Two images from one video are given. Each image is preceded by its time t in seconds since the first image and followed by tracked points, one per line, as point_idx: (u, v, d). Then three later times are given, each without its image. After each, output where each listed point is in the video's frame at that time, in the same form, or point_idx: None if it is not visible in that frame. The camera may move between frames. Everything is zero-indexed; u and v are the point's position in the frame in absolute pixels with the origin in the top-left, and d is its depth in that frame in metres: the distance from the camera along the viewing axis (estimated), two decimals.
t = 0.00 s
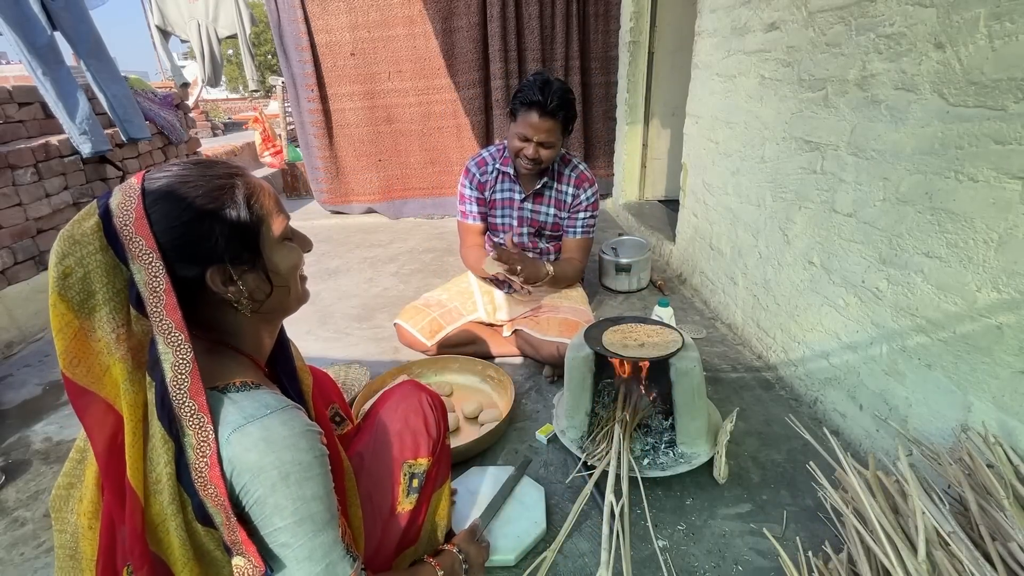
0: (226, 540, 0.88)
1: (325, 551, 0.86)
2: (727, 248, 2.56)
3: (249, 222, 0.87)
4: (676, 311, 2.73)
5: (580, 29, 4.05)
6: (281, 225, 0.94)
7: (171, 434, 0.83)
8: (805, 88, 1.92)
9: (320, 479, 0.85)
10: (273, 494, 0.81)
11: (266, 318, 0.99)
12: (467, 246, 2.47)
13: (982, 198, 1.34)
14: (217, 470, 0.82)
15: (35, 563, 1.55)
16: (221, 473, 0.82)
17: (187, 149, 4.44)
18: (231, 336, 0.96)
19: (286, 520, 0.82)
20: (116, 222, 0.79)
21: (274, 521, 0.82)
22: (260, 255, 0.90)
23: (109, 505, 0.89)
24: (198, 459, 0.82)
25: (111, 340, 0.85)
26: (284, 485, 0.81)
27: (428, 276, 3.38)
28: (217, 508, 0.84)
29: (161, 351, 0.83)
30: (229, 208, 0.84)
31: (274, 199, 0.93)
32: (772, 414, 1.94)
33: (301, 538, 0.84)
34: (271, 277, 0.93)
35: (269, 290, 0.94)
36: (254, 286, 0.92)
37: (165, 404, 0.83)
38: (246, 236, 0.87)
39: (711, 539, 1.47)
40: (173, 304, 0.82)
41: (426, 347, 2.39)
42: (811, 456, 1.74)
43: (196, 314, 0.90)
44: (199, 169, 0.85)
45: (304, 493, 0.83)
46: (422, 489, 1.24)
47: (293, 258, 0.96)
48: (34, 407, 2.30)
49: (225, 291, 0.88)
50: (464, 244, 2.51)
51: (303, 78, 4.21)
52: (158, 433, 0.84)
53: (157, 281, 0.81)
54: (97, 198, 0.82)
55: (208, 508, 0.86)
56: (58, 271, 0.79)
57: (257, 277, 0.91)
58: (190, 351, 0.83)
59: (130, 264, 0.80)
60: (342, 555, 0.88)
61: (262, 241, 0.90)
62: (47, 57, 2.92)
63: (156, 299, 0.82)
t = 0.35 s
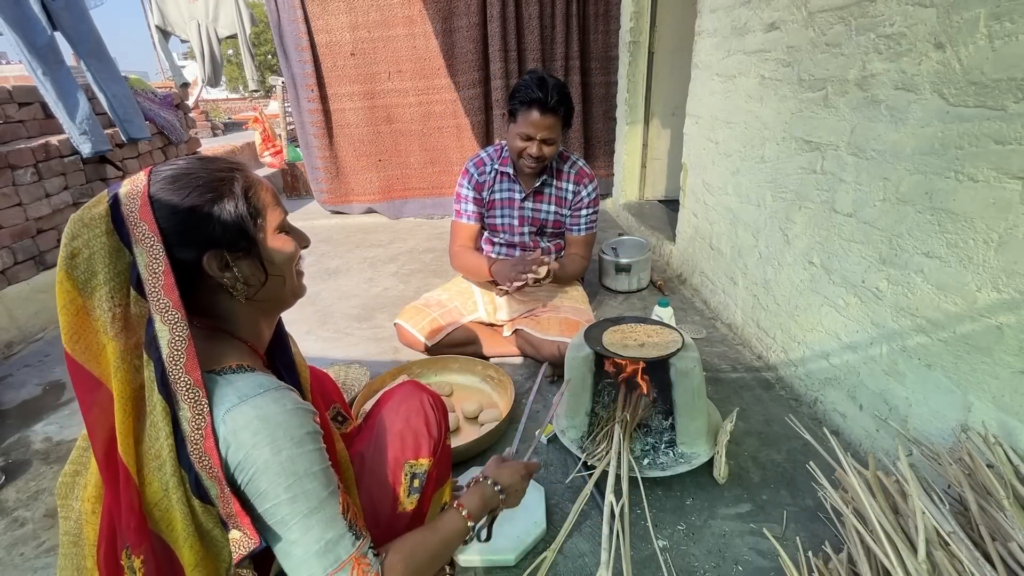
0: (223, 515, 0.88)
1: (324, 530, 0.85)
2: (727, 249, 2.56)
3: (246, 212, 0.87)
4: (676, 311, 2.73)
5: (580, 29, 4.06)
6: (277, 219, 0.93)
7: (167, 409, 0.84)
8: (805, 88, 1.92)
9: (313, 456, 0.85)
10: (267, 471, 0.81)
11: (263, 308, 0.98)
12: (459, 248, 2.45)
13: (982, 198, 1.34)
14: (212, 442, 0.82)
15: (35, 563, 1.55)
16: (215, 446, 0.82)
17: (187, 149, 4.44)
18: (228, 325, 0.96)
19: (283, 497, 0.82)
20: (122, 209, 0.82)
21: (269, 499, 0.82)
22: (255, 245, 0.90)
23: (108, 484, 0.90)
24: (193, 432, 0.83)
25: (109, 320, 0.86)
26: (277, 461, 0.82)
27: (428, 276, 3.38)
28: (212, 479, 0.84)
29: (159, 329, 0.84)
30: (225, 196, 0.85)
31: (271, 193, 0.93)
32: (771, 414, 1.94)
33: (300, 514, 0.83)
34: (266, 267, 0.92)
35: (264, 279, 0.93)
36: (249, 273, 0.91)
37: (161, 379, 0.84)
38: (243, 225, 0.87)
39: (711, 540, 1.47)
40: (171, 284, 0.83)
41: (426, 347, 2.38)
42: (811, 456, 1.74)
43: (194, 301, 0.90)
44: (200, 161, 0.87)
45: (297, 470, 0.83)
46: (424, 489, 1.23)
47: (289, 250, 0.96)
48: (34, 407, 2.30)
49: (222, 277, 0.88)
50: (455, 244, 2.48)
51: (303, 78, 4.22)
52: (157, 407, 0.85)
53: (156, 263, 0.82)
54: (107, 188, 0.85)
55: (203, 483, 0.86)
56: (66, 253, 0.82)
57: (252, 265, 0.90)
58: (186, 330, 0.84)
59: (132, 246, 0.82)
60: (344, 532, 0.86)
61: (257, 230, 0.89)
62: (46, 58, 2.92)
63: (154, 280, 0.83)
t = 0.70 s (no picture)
0: (263, 468, 1.00)
1: (398, 411, 0.93)
2: (727, 249, 2.56)
3: (304, 214, 1.00)
4: (676, 311, 2.73)
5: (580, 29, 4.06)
6: (330, 221, 1.05)
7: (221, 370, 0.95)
8: (805, 88, 1.92)
9: (351, 362, 0.96)
10: (323, 378, 0.93)
11: (315, 304, 1.10)
12: (465, 249, 2.45)
13: (982, 198, 1.34)
14: (259, 397, 0.96)
15: (35, 563, 1.55)
16: (262, 399, 0.96)
17: (187, 149, 4.44)
18: (283, 313, 1.07)
19: (345, 394, 0.92)
20: (202, 208, 0.95)
21: (336, 402, 0.92)
22: (311, 242, 1.01)
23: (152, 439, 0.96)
24: (244, 385, 0.96)
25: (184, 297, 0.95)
26: (327, 368, 0.94)
27: (429, 276, 3.38)
28: (258, 435, 0.97)
29: (232, 310, 0.97)
30: (287, 201, 0.98)
31: (326, 201, 1.06)
32: (771, 414, 1.94)
33: (368, 405, 0.91)
34: (321, 264, 1.03)
35: (319, 273, 1.04)
36: (307, 268, 1.02)
37: (222, 344, 0.96)
38: (302, 225, 0.99)
39: (711, 540, 1.47)
40: (242, 273, 0.96)
41: (426, 347, 2.38)
42: (811, 456, 1.74)
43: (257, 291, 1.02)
44: (267, 173, 1.01)
45: (345, 372, 0.94)
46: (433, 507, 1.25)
47: (341, 250, 1.06)
48: (34, 407, 2.30)
49: (282, 269, 0.99)
50: (463, 245, 2.48)
51: (303, 78, 4.21)
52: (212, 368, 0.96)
53: (229, 254, 0.94)
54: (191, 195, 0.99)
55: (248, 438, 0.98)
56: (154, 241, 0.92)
57: (311, 259, 1.02)
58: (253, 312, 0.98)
59: (206, 238, 0.94)
60: (418, 408, 0.95)
61: (314, 231, 1.01)
62: (47, 58, 2.92)
63: (227, 269, 0.95)
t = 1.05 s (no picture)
0: (298, 446, 1.07)
1: (429, 383, 1.01)
2: (727, 248, 2.56)
3: (342, 214, 1.09)
4: (676, 311, 2.73)
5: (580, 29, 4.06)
6: (365, 223, 1.14)
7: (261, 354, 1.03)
8: (805, 88, 1.92)
9: (381, 346, 1.04)
10: (357, 358, 1.00)
11: (349, 298, 1.18)
12: (465, 245, 2.45)
13: (982, 198, 1.34)
14: (298, 379, 1.03)
15: (35, 563, 1.55)
16: (301, 382, 1.03)
17: (187, 149, 4.45)
18: (319, 309, 1.15)
19: (380, 370, 0.99)
20: (252, 207, 1.06)
21: (371, 380, 0.99)
22: (348, 241, 1.10)
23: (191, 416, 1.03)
24: (283, 369, 1.03)
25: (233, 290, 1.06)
26: (362, 349, 1.02)
27: (428, 276, 3.38)
28: (296, 415, 1.04)
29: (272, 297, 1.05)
30: (329, 201, 1.08)
31: (363, 205, 1.15)
32: (771, 414, 1.94)
33: (403, 379, 0.99)
34: (355, 262, 1.12)
35: (355, 270, 1.12)
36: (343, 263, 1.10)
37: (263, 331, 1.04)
38: (340, 224, 1.08)
39: (711, 539, 1.47)
40: (284, 263, 1.04)
41: (425, 348, 2.37)
42: (811, 456, 1.74)
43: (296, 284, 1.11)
44: (312, 177, 1.11)
45: (377, 352, 1.02)
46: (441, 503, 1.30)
47: (374, 251, 1.15)
48: (34, 407, 2.30)
49: (320, 264, 1.07)
50: (462, 241, 2.48)
51: (303, 78, 4.21)
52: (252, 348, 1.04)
53: (275, 246, 1.03)
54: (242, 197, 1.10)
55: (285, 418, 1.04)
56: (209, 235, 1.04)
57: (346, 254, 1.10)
58: (292, 297, 1.06)
59: (253, 232, 1.04)
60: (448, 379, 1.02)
61: (351, 231, 1.10)
62: (47, 58, 2.92)
63: (272, 259, 1.03)
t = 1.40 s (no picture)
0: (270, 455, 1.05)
1: (393, 377, 0.98)
2: (727, 248, 2.56)
3: (283, 209, 1.00)
4: (676, 311, 2.73)
5: (580, 29, 4.06)
6: (309, 220, 1.05)
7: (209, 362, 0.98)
8: (805, 88, 1.92)
9: (340, 345, 1.00)
10: (316, 358, 0.98)
11: (290, 297, 1.11)
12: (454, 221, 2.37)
13: (982, 198, 1.34)
14: (258, 389, 0.99)
15: (35, 563, 1.55)
16: (261, 391, 0.99)
17: (187, 149, 4.44)
18: (258, 307, 1.08)
19: (339, 370, 0.97)
20: (182, 199, 0.96)
21: (332, 381, 0.97)
22: (290, 239, 1.02)
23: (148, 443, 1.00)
24: (239, 379, 0.99)
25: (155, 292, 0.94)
26: (318, 348, 0.99)
27: (428, 276, 3.38)
28: (261, 423, 1.02)
29: (209, 297, 0.97)
30: (266, 195, 0.98)
31: (308, 198, 1.06)
32: (771, 414, 1.94)
33: (362, 378, 0.97)
34: (296, 262, 1.04)
35: (294, 270, 1.05)
36: (280, 263, 1.03)
37: (208, 340, 0.98)
38: (280, 221, 0.99)
39: (711, 539, 1.47)
40: (219, 262, 0.95)
41: (423, 348, 2.37)
42: (811, 456, 1.73)
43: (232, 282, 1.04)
44: (249, 167, 1.01)
45: (335, 350, 0.98)
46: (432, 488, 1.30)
47: (318, 249, 1.07)
48: (34, 407, 2.30)
49: (256, 264, 1.00)
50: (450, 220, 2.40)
51: (303, 78, 4.22)
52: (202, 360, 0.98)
53: (208, 243, 0.94)
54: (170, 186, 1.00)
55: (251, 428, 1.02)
56: (131, 231, 0.94)
57: (284, 255, 1.02)
58: (231, 298, 0.98)
59: (184, 228, 0.94)
60: (411, 372, 1.00)
61: (291, 229, 1.01)
62: (47, 58, 2.92)
63: (204, 258, 0.95)
